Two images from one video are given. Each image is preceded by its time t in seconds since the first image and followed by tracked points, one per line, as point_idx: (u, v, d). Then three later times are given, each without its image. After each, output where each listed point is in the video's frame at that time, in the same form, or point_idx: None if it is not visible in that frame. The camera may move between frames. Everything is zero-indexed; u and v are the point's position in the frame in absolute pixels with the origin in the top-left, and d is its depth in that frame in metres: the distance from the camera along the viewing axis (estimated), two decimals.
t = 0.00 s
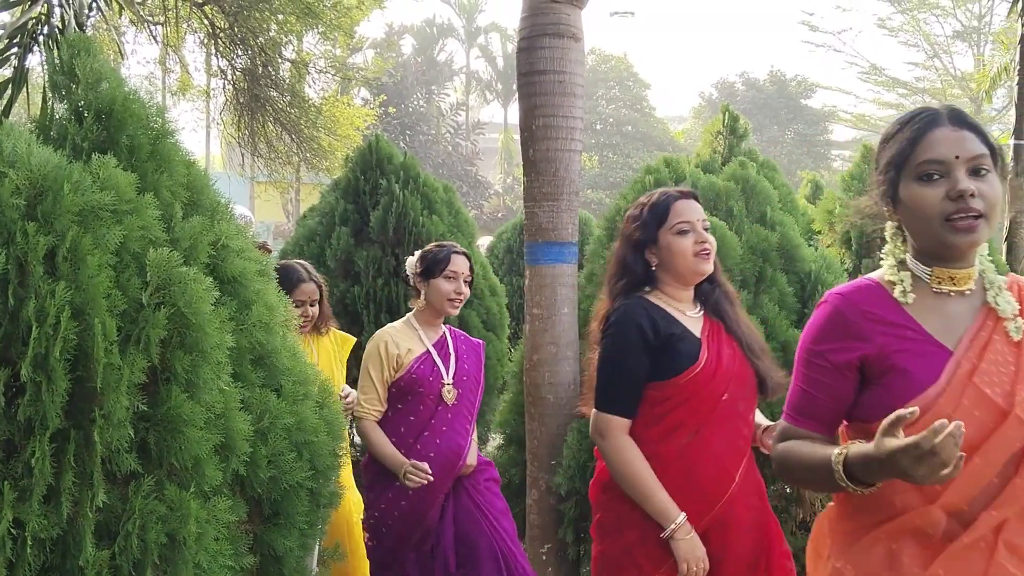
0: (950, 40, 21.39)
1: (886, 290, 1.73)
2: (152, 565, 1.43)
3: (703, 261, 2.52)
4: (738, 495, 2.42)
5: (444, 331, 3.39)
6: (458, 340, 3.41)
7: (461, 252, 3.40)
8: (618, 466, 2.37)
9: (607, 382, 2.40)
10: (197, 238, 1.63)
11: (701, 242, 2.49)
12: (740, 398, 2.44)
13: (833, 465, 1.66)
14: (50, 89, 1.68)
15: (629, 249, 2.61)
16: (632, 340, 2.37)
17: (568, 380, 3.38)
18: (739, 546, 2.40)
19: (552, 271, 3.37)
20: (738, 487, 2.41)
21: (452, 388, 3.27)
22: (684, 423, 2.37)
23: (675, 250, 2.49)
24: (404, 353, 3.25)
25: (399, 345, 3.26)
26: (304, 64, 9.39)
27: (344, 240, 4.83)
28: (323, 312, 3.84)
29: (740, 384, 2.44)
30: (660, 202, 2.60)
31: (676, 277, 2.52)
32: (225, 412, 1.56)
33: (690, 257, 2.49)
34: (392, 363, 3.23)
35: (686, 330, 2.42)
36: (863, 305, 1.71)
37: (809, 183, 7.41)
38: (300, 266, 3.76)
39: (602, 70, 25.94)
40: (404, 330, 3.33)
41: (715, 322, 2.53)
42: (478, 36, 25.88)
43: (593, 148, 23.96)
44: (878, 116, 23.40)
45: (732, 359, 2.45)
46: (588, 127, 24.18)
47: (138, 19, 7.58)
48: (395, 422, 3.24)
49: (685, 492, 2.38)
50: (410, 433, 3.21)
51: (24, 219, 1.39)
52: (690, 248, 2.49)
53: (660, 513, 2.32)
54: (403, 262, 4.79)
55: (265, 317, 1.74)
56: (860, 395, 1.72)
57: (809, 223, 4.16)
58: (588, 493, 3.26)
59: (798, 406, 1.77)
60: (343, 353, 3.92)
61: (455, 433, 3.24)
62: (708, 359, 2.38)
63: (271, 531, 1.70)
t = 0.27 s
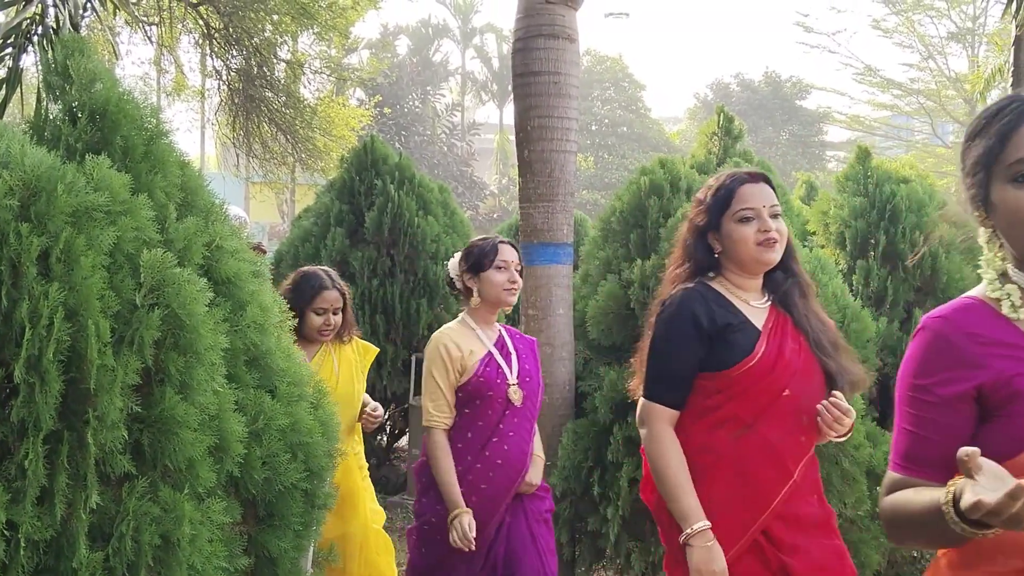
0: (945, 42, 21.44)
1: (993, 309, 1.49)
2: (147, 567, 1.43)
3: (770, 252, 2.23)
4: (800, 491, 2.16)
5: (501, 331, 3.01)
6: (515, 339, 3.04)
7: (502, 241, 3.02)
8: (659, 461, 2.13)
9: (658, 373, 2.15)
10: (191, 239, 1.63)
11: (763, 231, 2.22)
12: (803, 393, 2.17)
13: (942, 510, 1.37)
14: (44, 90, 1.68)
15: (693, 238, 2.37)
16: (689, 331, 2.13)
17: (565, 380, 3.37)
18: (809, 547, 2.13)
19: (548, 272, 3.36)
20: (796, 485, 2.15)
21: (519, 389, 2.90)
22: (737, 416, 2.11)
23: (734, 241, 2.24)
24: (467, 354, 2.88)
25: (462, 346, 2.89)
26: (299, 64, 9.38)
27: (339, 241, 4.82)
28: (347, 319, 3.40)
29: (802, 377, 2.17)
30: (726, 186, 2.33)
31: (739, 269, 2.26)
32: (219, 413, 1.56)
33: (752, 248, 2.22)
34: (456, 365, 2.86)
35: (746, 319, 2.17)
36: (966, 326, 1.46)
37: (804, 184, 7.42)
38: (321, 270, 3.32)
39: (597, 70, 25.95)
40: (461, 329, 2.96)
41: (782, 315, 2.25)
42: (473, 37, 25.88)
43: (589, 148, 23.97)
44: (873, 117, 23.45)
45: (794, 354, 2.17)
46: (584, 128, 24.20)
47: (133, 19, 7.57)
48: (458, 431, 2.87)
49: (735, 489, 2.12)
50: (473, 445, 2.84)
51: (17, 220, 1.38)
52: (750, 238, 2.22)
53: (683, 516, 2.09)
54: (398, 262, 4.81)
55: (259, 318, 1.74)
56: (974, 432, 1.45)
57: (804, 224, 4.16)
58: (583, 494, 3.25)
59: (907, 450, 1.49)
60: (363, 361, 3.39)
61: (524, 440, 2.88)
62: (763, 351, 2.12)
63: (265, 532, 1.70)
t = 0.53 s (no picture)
0: (940, 43, 21.48)
1: None
2: (142, 567, 1.42)
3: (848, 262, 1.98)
4: (881, 533, 1.94)
5: (553, 315, 2.77)
6: (572, 325, 2.79)
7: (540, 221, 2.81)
8: (725, 496, 1.93)
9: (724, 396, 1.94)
10: (187, 239, 1.62)
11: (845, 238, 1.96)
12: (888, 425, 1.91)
13: None
14: (40, 90, 1.67)
15: (764, 247, 2.12)
16: (762, 346, 1.90)
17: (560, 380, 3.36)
18: None
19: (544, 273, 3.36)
20: (878, 523, 1.93)
21: (562, 378, 2.65)
22: (819, 447, 1.88)
23: (811, 249, 1.99)
24: (504, 338, 2.67)
25: (499, 330, 2.68)
26: (295, 64, 9.37)
27: (335, 241, 4.82)
28: (387, 313, 3.21)
29: (889, 405, 1.91)
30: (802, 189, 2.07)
31: (815, 282, 2.01)
32: (215, 413, 1.55)
33: (830, 258, 1.97)
34: (491, 349, 2.66)
35: (825, 342, 1.92)
36: None
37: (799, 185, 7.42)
38: (360, 261, 3.15)
39: (593, 70, 25.95)
40: (506, 313, 2.74)
41: (864, 333, 1.99)
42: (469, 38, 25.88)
43: (585, 149, 23.98)
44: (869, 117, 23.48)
45: (880, 378, 1.91)
46: (579, 128, 24.22)
47: (128, 19, 7.56)
48: (491, 413, 2.68)
49: (809, 530, 1.90)
50: (503, 428, 2.65)
51: (12, 219, 1.38)
52: (829, 248, 1.97)
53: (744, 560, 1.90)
54: (394, 262, 4.82)
55: (256, 318, 1.74)
56: None
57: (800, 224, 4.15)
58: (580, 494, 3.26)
59: None
60: (404, 359, 3.17)
61: (563, 426, 2.64)
62: (845, 377, 1.87)
63: (261, 533, 1.69)
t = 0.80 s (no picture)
0: (936, 44, 21.51)
1: None
2: (138, 569, 1.42)
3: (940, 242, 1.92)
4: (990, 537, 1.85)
5: (596, 331, 2.59)
6: (617, 340, 2.60)
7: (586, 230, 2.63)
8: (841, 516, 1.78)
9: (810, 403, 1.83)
10: (183, 239, 1.62)
11: (938, 220, 1.89)
12: (990, 420, 1.83)
13: None
14: (36, 90, 1.67)
15: (846, 232, 2.04)
16: (854, 337, 1.78)
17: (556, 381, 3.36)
18: None
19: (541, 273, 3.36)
20: (991, 531, 1.83)
21: (599, 399, 2.47)
22: (925, 451, 1.78)
23: (905, 231, 1.91)
24: (538, 356, 2.50)
25: (534, 346, 2.51)
26: (292, 64, 9.36)
27: (332, 241, 4.82)
28: (417, 296, 3.34)
29: (989, 400, 1.83)
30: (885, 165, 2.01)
31: (903, 267, 1.96)
32: (211, 414, 1.55)
33: (923, 239, 1.91)
34: (524, 365, 2.49)
35: (920, 337, 1.82)
36: None
37: (795, 186, 7.41)
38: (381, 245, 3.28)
39: (589, 71, 25.97)
40: (544, 328, 2.58)
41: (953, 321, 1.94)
42: (466, 38, 25.88)
43: (581, 150, 23.99)
44: (864, 118, 23.51)
45: (981, 372, 1.84)
46: (576, 129, 24.23)
47: (124, 19, 7.56)
48: (526, 432, 2.51)
49: (922, 540, 1.80)
50: (539, 449, 2.47)
51: (8, 220, 1.38)
52: (924, 228, 1.89)
53: None
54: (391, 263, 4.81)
55: (252, 319, 1.74)
56: None
57: (796, 225, 4.15)
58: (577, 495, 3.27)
59: None
60: (441, 348, 3.22)
61: (601, 450, 2.45)
62: (950, 374, 1.77)
63: (257, 534, 1.69)
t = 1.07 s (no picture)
0: (931, 44, 21.55)
1: None
2: (133, 570, 1.42)
3: None
4: None
5: (648, 326, 2.45)
6: (671, 336, 2.46)
7: (636, 216, 2.51)
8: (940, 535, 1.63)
9: (904, 414, 1.67)
10: (178, 240, 1.62)
11: None
12: None
13: None
14: (31, 90, 1.67)
15: (926, 229, 1.86)
16: (941, 342, 1.66)
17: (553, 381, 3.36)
18: None
19: (537, 273, 3.35)
20: None
21: (662, 399, 2.31)
22: (1003, 463, 1.68)
23: (999, 228, 1.75)
24: (593, 355, 2.33)
25: (589, 344, 2.35)
26: (288, 64, 9.36)
27: (328, 242, 4.82)
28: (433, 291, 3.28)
29: None
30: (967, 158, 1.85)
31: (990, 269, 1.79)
32: (207, 415, 1.55)
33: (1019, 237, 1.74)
34: (579, 367, 2.33)
35: (1004, 337, 1.72)
36: None
37: (791, 186, 7.40)
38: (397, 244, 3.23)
39: (586, 72, 25.99)
40: (593, 325, 2.42)
41: None
42: (462, 39, 25.90)
43: (577, 150, 23.99)
44: (860, 119, 23.53)
45: None
46: (572, 129, 24.24)
47: (119, 19, 7.56)
48: (583, 443, 2.34)
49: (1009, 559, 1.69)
50: (596, 462, 2.31)
51: (3, 220, 1.38)
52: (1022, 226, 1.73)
53: None
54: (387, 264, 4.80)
55: (247, 320, 1.74)
56: None
57: (792, 225, 4.14)
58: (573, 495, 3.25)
59: None
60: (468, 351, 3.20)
61: (666, 457, 2.30)
62: None
63: (253, 535, 1.69)
